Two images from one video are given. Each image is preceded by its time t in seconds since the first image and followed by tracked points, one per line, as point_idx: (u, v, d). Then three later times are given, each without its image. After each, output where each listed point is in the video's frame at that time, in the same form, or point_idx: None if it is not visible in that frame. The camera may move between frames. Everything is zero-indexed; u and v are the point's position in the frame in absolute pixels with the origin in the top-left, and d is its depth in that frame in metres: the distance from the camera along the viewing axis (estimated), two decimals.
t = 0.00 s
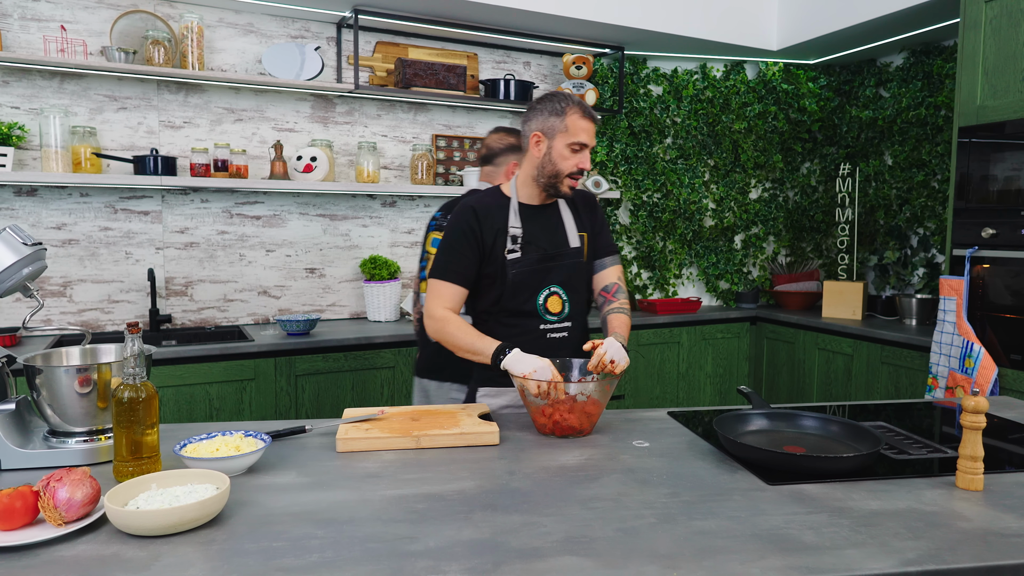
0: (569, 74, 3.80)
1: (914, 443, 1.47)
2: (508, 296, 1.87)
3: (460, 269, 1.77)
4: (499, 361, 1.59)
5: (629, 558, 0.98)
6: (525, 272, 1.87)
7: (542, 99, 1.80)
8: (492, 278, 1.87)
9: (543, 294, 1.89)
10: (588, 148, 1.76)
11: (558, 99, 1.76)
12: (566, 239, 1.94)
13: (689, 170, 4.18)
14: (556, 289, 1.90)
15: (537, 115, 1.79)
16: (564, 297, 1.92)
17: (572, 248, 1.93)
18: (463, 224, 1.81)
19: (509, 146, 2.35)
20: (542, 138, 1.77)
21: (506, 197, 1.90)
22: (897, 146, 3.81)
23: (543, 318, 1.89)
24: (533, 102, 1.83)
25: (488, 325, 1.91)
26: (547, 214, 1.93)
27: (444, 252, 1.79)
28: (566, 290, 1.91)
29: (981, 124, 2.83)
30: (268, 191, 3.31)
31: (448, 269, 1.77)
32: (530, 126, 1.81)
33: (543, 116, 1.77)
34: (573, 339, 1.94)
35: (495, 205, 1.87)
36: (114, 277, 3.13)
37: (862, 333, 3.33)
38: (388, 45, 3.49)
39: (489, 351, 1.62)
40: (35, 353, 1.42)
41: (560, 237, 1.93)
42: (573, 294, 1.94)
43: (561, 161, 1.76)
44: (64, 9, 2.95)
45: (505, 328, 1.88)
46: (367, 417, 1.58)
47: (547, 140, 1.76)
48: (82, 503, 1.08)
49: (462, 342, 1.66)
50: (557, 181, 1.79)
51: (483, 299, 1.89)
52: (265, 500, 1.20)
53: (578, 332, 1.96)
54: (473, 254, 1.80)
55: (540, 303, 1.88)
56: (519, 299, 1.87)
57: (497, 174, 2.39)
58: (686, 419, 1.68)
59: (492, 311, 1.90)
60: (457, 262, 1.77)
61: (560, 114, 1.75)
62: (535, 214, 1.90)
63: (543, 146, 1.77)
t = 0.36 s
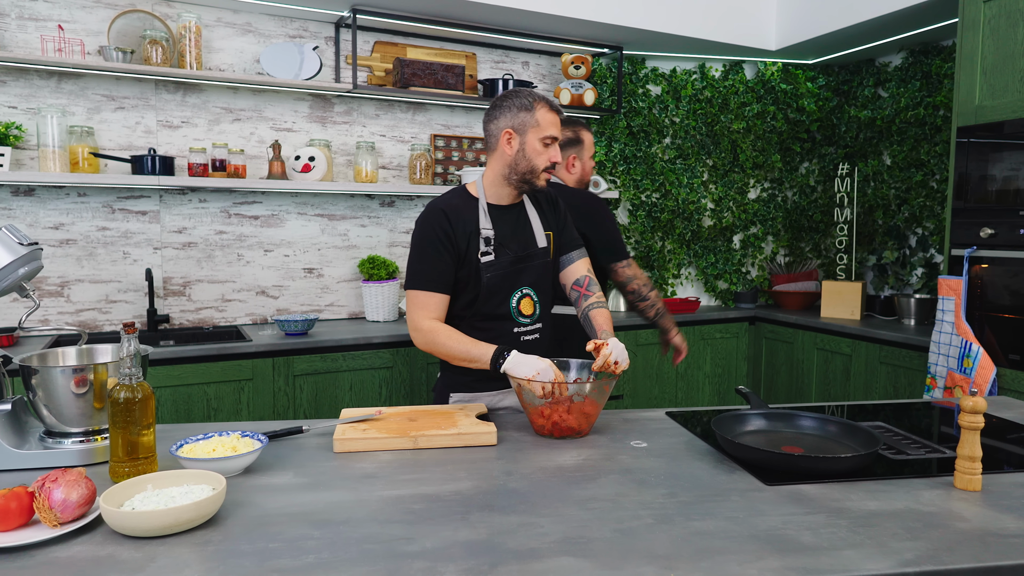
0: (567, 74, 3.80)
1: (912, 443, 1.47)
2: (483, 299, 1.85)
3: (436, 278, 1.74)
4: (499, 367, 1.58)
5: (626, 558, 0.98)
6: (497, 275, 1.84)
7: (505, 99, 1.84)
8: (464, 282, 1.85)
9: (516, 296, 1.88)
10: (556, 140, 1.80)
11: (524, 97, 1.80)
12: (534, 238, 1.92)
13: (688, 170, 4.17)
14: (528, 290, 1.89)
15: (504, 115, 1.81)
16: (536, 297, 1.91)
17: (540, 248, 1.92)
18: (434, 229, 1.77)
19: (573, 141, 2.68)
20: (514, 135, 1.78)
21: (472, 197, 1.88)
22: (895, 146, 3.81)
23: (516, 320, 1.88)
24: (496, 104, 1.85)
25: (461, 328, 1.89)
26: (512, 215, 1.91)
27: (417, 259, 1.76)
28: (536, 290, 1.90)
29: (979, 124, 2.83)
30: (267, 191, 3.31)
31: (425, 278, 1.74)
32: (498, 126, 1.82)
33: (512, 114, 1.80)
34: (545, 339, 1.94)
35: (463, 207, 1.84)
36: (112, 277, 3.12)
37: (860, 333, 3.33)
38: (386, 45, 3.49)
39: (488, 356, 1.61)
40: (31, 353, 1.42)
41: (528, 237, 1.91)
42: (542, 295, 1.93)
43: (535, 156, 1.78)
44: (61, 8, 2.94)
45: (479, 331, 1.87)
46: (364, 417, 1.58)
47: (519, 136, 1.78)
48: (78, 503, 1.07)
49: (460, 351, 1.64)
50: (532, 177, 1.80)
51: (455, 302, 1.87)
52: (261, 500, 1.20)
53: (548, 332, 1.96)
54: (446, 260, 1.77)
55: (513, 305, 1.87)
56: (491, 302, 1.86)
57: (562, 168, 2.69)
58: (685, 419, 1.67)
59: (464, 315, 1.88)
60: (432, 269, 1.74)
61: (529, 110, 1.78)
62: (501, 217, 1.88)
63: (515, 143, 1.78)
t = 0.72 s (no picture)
0: (562, 74, 3.79)
1: (904, 443, 1.46)
2: (459, 300, 1.83)
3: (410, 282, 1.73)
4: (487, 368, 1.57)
5: (610, 560, 0.97)
6: (473, 275, 1.83)
7: (472, 97, 1.84)
8: (441, 283, 1.83)
9: (493, 295, 1.86)
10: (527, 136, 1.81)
11: (491, 94, 1.81)
12: (509, 236, 1.90)
13: (684, 169, 4.16)
14: (504, 289, 1.88)
15: (474, 113, 1.81)
16: (514, 296, 1.89)
17: (516, 246, 1.89)
18: (405, 232, 1.77)
19: (613, 153, 2.55)
20: (486, 133, 1.79)
21: (444, 197, 1.86)
22: (891, 145, 3.80)
23: (494, 320, 1.87)
24: (462, 103, 1.85)
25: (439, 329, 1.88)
26: (486, 214, 1.89)
27: (390, 264, 1.76)
28: (514, 289, 1.89)
29: (974, 123, 2.82)
30: (260, 191, 3.29)
31: (400, 283, 1.73)
32: (468, 125, 1.82)
33: (482, 112, 1.80)
34: (525, 337, 1.93)
35: (435, 208, 1.82)
36: (104, 277, 3.11)
37: (856, 332, 3.32)
38: (380, 44, 3.48)
39: (475, 359, 1.61)
40: (15, 353, 1.41)
41: (503, 236, 1.89)
42: (519, 293, 1.92)
43: (510, 151, 1.79)
44: (53, 6, 2.93)
45: (457, 333, 1.86)
46: (353, 418, 1.57)
47: (492, 134, 1.78)
48: (58, 506, 1.06)
49: (444, 355, 1.64)
50: (508, 173, 1.80)
51: (432, 304, 1.85)
52: (245, 502, 1.18)
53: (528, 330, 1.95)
54: (419, 262, 1.75)
55: (490, 304, 1.86)
56: (467, 303, 1.84)
57: (602, 181, 2.58)
58: (676, 419, 1.66)
59: (442, 316, 1.87)
60: (404, 272, 1.73)
61: (499, 106, 1.79)
62: (474, 216, 1.87)
63: (489, 140, 1.78)
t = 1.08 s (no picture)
0: (554, 72, 3.77)
1: (889, 444, 1.45)
2: (442, 300, 1.83)
3: (393, 284, 1.72)
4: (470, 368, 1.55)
5: (586, 564, 0.95)
6: (454, 274, 1.82)
7: (458, 99, 1.79)
8: (424, 285, 1.83)
9: (476, 294, 1.86)
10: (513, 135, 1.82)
11: (478, 95, 1.77)
12: (491, 235, 1.90)
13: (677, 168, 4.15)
14: (487, 288, 1.87)
15: (462, 115, 1.77)
16: (497, 294, 1.89)
17: (498, 244, 1.90)
18: (386, 235, 1.76)
19: (649, 151, 2.61)
20: (478, 136, 1.76)
21: (426, 198, 1.85)
22: (884, 144, 3.79)
23: (477, 319, 1.86)
24: (447, 103, 1.79)
25: (421, 330, 1.87)
26: (468, 214, 1.90)
27: (372, 268, 1.75)
28: (496, 287, 1.89)
29: (966, 122, 2.81)
30: (249, 190, 3.28)
31: (383, 285, 1.73)
32: (458, 128, 1.77)
33: (471, 115, 1.76)
34: (509, 336, 1.93)
35: (416, 210, 1.82)
36: (92, 277, 3.09)
37: (847, 332, 3.31)
38: (371, 42, 3.46)
39: (458, 360, 1.60)
40: None
41: (485, 235, 1.90)
42: (503, 291, 1.91)
43: (499, 153, 1.78)
44: (40, 4, 2.91)
45: (439, 333, 1.85)
46: (334, 419, 1.55)
47: (484, 137, 1.76)
48: (27, 509, 1.05)
49: (428, 356, 1.63)
50: (498, 174, 1.81)
51: (414, 305, 1.85)
52: (220, 505, 1.17)
53: (512, 328, 1.94)
54: (402, 265, 1.75)
55: (473, 303, 1.85)
56: (450, 303, 1.84)
57: (640, 178, 2.65)
58: (661, 420, 1.65)
59: (425, 317, 1.86)
60: (387, 276, 1.73)
61: (488, 108, 1.76)
62: (456, 216, 1.87)
63: (481, 144, 1.76)
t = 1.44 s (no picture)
0: (545, 72, 3.76)
1: (870, 446, 1.44)
2: (424, 300, 1.82)
3: (375, 283, 1.71)
4: (450, 372, 1.54)
5: (555, 570, 0.94)
6: (437, 274, 1.81)
7: (439, 100, 1.78)
8: (406, 285, 1.82)
9: (458, 295, 1.85)
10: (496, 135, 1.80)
11: (460, 95, 1.77)
12: (475, 236, 1.90)
13: (668, 168, 4.15)
14: (470, 289, 1.86)
15: (442, 115, 1.76)
16: (480, 295, 1.88)
17: (481, 245, 1.89)
18: (370, 235, 1.74)
19: (714, 152, 2.31)
20: (460, 135, 1.74)
21: (410, 198, 1.84)
22: (875, 144, 3.79)
23: (459, 320, 1.85)
24: (429, 104, 1.78)
25: (403, 331, 1.86)
26: (452, 215, 1.89)
27: (355, 267, 1.73)
28: (480, 288, 1.88)
29: (955, 122, 2.81)
30: (237, 190, 3.26)
31: (364, 285, 1.71)
32: (439, 128, 1.76)
33: (453, 114, 1.75)
34: (491, 338, 1.92)
35: (399, 210, 1.81)
36: (79, 278, 3.07)
37: (837, 332, 3.30)
38: (360, 42, 3.45)
39: (438, 361, 1.58)
40: None
41: (469, 235, 1.89)
42: (486, 293, 1.90)
43: (482, 153, 1.76)
44: (24, 3, 2.89)
45: (422, 334, 1.84)
46: (313, 422, 1.54)
47: (465, 136, 1.75)
48: None
49: (408, 357, 1.61)
50: (481, 174, 1.79)
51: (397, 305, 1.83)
52: (191, 509, 1.16)
53: (495, 330, 1.93)
54: (385, 264, 1.74)
55: (455, 304, 1.84)
56: (432, 303, 1.83)
57: (702, 181, 2.32)
58: (643, 422, 1.64)
59: (407, 317, 1.85)
60: (370, 275, 1.71)
61: (469, 107, 1.76)
62: (439, 217, 1.86)
63: (463, 143, 1.75)
